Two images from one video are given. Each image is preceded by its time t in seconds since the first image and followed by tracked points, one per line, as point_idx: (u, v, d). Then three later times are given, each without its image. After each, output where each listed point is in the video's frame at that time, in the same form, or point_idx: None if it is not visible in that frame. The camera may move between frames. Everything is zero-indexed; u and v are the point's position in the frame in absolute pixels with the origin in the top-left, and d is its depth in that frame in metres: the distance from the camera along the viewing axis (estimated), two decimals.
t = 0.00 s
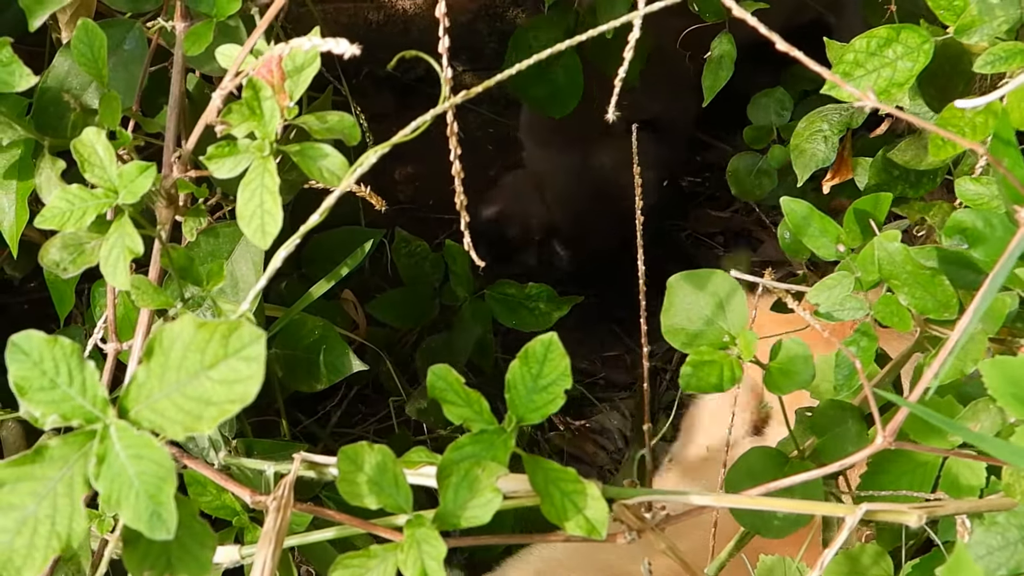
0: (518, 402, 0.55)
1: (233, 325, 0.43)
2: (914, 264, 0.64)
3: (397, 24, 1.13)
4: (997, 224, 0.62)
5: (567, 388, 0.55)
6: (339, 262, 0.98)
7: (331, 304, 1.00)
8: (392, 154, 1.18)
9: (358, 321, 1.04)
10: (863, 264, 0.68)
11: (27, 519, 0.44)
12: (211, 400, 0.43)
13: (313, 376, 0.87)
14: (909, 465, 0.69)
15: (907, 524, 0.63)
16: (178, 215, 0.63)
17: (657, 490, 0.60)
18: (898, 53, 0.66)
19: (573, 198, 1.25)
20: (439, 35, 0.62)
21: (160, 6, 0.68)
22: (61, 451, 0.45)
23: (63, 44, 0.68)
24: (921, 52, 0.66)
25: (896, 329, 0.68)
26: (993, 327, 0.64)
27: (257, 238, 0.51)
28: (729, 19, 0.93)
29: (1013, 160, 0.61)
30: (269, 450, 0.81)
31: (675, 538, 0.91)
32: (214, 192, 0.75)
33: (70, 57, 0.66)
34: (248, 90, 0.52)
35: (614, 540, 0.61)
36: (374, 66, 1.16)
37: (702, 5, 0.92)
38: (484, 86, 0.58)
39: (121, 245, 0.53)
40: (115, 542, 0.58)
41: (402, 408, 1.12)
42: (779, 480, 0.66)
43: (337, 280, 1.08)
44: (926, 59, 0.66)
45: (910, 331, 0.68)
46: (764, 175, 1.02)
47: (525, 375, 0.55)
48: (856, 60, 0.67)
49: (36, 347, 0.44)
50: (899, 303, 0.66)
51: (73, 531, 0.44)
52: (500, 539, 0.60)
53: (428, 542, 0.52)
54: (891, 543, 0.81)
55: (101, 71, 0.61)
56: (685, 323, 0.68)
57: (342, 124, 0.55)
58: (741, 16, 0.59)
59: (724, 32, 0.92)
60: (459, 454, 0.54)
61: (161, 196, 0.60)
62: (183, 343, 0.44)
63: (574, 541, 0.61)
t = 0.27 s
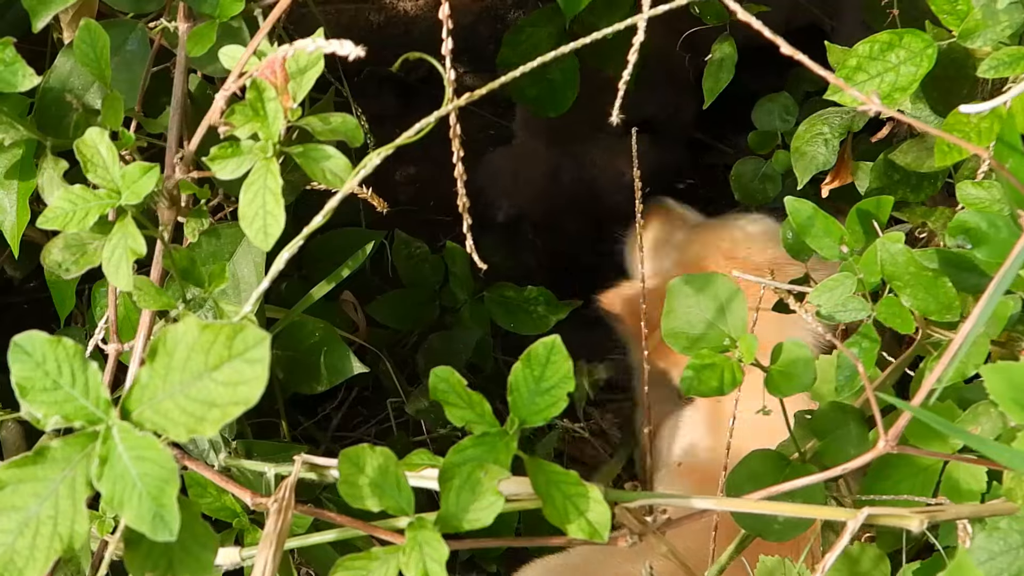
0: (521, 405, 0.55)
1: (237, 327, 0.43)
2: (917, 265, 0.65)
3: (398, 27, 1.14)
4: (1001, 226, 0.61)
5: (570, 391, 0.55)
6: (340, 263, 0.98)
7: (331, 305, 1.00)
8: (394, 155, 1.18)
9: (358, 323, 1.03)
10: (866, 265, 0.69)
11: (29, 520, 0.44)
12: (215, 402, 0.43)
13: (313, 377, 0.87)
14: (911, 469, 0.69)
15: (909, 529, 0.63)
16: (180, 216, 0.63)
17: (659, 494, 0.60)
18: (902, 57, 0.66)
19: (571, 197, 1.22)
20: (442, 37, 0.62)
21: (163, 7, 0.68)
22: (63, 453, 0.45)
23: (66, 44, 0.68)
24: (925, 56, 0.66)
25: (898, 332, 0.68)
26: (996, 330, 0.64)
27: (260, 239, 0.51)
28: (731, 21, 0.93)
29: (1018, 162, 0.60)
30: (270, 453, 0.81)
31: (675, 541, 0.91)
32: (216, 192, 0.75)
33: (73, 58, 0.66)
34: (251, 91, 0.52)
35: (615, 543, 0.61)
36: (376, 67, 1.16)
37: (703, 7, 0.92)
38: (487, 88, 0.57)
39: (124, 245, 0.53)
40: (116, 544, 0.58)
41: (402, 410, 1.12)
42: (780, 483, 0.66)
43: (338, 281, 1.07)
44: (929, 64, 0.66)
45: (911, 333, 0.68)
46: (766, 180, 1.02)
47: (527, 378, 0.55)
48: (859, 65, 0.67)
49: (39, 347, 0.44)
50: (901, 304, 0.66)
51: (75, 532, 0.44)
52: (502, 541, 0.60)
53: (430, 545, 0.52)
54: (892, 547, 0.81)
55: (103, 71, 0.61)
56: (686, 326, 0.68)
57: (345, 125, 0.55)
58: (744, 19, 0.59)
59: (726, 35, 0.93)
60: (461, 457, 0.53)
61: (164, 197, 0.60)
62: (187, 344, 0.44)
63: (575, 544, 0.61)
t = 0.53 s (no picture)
0: (517, 407, 0.55)
1: (233, 328, 0.43)
2: (914, 267, 0.64)
3: (395, 27, 1.13)
4: (999, 226, 0.61)
5: (567, 392, 0.55)
6: (338, 263, 0.97)
7: (328, 306, 0.99)
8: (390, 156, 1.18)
9: (355, 324, 1.04)
10: (863, 266, 0.69)
11: (25, 523, 0.44)
12: (211, 403, 0.43)
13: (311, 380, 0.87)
14: (910, 469, 0.69)
15: (907, 529, 0.62)
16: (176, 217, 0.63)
17: (657, 495, 0.60)
18: (897, 58, 0.66)
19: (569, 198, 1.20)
20: (439, 38, 0.63)
21: (159, 8, 0.68)
22: (59, 455, 0.45)
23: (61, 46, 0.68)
24: (921, 57, 0.65)
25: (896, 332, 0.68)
26: (993, 330, 0.64)
27: (256, 241, 0.51)
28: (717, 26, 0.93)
29: (1017, 163, 0.61)
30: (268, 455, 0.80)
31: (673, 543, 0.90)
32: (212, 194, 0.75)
33: (68, 59, 0.66)
34: (247, 93, 0.52)
35: (613, 544, 0.61)
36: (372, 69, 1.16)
37: (689, 12, 0.92)
38: (484, 90, 0.58)
39: (120, 247, 0.53)
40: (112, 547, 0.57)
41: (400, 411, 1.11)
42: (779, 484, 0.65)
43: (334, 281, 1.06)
44: (926, 64, 0.65)
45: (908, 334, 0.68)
46: (766, 175, 1.01)
47: (524, 379, 0.55)
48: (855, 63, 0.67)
49: (35, 350, 0.44)
50: (899, 305, 0.66)
51: (71, 535, 0.44)
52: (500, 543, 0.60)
53: (428, 547, 0.52)
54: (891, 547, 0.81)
55: (99, 72, 0.61)
56: (686, 324, 0.68)
57: (342, 126, 0.55)
58: (742, 20, 0.59)
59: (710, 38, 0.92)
60: (458, 458, 0.53)
61: (160, 199, 0.60)
62: (182, 346, 0.43)
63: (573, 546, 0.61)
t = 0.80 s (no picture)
0: (515, 409, 0.55)
1: (234, 332, 0.42)
2: (912, 266, 0.65)
3: (390, 27, 1.13)
4: (994, 229, 0.61)
5: (566, 394, 0.55)
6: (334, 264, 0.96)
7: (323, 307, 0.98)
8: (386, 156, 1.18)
9: (351, 325, 1.02)
10: (860, 267, 0.69)
11: (24, 526, 0.44)
12: (213, 407, 0.43)
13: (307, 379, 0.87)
14: (910, 470, 0.69)
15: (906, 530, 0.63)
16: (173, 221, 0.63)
17: (656, 497, 0.60)
18: (898, 59, 0.66)
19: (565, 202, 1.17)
20: (435, 39, 0.62)
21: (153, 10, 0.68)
22: (58, 459, 0.45)
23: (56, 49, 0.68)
24: (921, 58, 0.66)
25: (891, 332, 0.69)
26: (992, 332, 0.64)
27: (254, 244, 0.51)
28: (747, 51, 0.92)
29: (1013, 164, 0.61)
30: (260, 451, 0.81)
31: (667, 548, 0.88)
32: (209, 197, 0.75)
33: (63, 62, 0.66)
34: (243, 96, 0.52)
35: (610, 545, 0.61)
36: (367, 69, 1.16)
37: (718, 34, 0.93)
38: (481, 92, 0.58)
39: (116, 250, 0.52)
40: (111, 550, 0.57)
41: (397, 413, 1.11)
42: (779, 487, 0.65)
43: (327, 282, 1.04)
44: (926, 65, 0.66)
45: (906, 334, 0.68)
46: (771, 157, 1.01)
47: (522, 382, 0.55)
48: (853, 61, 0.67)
49: (35, 352, 0.44)
50: (896, 306, 0.67)
51: (70, 538, 0.44)
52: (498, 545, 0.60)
53: (426, 551, 0.52)
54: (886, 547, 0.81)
55: (94, 75, 0.61)
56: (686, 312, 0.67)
57: (338, 129, 0.55)
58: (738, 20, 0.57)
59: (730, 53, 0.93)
60: (456, 462, 0.53)
61: (157, 202, 0.60)
62: (183, 350, 0.43)
63: (572, 548, 0.61)
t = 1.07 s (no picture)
0: (515, 415, 0.55)
1: (218, 330, 0.42)
2: (914, 285, 0.64)
3: (387, 30, 1.13)
4: (1000, 234, 0.62)
5: (565, 402, 0.54)
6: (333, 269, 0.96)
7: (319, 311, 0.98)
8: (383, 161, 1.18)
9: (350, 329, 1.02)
10: (865, 287, 0.69)
11: (18, 534, 0.43)
12: (203, 408, 0.42)
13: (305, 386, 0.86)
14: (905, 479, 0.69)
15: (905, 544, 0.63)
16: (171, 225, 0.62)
17: (655, 505, 0.60)
18: (912, 76, 0.66)
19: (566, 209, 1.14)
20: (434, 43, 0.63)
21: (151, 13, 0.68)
22: (52, 465, 0.44)
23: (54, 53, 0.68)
24: (935, 75, 0.65)
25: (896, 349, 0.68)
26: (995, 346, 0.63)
27: (251, 248, 0.50)
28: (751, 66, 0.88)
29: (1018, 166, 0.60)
30: (260, 457, 0.81)
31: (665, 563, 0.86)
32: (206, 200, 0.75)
33: (62, 66, 0.65)
34: (242, 100, 0.52)
35: (608, 556, 0.60)
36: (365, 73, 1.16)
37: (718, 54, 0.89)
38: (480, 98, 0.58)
39: (115, 253, 0.52)
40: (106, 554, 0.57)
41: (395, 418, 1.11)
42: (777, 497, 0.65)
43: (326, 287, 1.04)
44: (938, 83, 0.65)
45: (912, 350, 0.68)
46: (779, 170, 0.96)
47: (522, 389, 0.55)
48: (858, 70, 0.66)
49: (22, 363, 0.44)
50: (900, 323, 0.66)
51: (64, 547, 0.44)
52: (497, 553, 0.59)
53: (421, 559, 0.51)
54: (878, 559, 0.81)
55: (93, 79, 0.61)
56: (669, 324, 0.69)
57: (337, 133, 0.55)
58: (741, 33, 0.57)
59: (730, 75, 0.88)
60: (454, 468, 0.53)
61: (155, 206, 0.59)
62: (169, 353, 0.43)
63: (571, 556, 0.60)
